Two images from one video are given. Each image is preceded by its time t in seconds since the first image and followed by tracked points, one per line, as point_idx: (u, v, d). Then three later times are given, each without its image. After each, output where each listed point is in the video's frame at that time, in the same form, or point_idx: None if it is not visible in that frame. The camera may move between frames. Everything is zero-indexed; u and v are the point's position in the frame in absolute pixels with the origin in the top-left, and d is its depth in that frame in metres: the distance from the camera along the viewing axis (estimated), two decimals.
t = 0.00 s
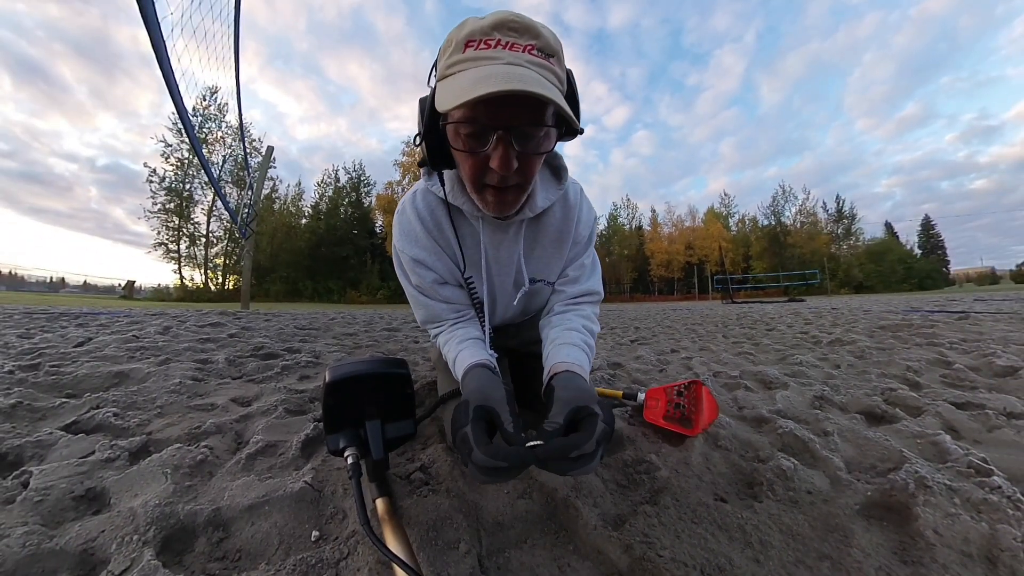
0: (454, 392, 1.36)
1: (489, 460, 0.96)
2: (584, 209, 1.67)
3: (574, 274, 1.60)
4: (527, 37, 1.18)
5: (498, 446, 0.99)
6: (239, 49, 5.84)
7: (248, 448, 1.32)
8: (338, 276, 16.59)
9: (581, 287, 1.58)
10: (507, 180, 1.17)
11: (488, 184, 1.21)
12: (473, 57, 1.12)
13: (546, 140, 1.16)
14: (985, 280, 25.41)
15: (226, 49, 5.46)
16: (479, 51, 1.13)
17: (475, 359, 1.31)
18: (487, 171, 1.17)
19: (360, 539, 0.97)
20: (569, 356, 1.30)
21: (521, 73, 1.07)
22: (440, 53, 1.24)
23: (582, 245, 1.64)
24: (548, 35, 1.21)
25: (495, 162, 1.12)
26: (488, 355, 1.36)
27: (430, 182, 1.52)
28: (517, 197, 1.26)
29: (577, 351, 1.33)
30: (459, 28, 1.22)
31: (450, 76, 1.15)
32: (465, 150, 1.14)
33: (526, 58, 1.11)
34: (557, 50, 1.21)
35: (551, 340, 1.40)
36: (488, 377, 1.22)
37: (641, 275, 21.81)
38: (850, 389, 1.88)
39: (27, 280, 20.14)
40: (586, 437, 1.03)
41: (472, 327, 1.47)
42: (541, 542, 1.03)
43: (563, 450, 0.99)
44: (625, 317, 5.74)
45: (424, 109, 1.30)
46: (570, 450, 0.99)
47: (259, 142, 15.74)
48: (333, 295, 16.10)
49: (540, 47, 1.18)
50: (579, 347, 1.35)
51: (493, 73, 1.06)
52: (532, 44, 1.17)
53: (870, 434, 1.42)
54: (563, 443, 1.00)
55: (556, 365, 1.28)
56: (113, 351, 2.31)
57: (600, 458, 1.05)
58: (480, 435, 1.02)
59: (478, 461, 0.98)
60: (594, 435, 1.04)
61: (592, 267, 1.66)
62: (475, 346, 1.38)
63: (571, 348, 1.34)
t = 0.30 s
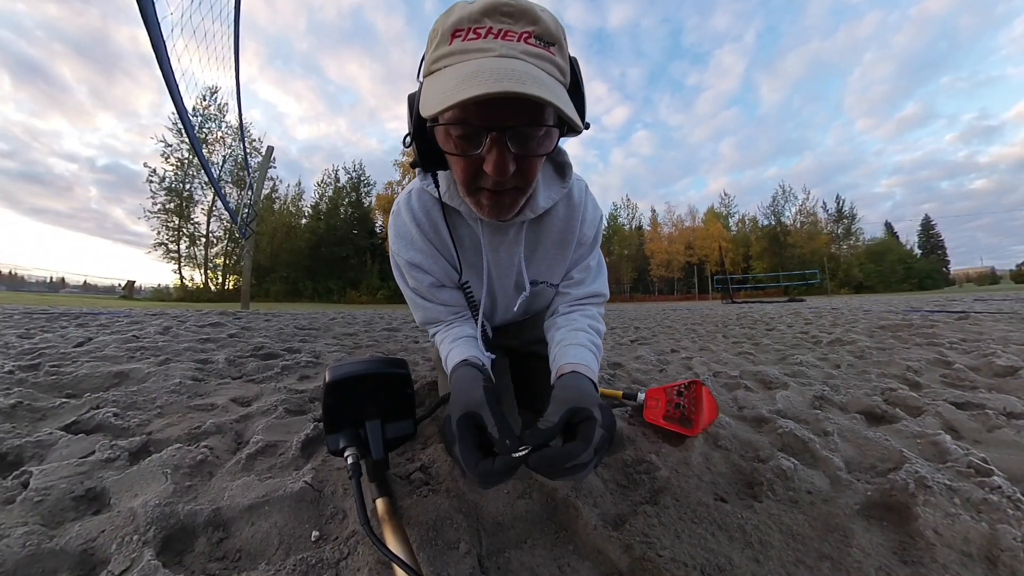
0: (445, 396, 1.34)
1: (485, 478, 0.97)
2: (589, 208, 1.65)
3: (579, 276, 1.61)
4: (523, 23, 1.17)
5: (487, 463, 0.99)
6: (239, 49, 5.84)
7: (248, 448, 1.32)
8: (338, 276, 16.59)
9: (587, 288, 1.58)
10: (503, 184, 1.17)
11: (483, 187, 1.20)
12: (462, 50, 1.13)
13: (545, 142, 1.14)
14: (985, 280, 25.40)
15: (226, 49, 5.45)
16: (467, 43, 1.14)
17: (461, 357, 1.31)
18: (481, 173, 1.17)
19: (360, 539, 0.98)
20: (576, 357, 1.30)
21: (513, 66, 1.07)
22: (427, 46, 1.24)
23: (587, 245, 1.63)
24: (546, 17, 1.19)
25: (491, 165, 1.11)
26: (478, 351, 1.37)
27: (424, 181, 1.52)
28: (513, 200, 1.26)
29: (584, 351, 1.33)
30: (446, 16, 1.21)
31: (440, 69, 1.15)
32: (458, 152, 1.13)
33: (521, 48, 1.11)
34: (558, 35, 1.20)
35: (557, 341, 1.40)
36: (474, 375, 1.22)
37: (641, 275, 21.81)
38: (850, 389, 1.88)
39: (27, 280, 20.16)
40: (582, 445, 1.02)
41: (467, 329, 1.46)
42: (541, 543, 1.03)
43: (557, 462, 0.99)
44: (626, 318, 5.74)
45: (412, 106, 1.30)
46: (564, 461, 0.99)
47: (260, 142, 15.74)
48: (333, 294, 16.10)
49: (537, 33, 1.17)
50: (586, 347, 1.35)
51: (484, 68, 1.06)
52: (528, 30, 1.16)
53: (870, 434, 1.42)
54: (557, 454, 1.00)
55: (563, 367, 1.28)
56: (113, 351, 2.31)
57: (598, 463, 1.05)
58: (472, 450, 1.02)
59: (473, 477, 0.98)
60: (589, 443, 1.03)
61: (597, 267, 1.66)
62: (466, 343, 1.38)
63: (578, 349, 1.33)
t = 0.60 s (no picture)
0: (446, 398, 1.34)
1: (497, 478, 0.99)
2: (593, 212, 1.65)
3: (584, 281, 1.61)
4: (535, 27, 1.15)
5: (497, 465, 1.01)
6: (239, 50, 5.84)
7: (248, 448, 1.32)
8: (338, 276, 16.60)
9: (591, 293, 1.58)
10: (509, 194, 1.17)
11: (489, 195, 1.20)
12: (471, 58, 1.12)
13: (554, 152, 1.15)
14: (985, 280, 25.40)
15: (226, 49, 5.44)
16: (476, 49, 1.12)
17: (461, 358, 1.32)
18: (487, 182, 1.17)
19: (360, 539, 0.98)
20: (586, 366, 1.29)
21: (523, 78, 1.06)
22: (433, 49, 1.22)
23: (591, 250, 1.64)
24: (558, 19, 1.18)
25: (499, 176, 1.11)
26: (477, 352, 1.37)
27: (427, 183, 1.51)
28: (519, 209, 1.26)
29: (594, 360, 1.32)
30: (453, 18, 1.18)
31: (446, 76, 1.14)
32: (464, 161, 1.13)
33: (532, 58, 1.11)
34: (569, 40, 1.19)
35: (565, 350, 1.40)
36: (471, 377, 1.22)
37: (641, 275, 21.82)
38: (850, 389, 1.88)
39: (27, 280, 20.19)
40: (573, 447, 1.02)
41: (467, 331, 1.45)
42: (541, 543, 1.03)
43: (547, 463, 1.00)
44: (625, 318, 5.74)
45: (416, 109, 1.29)
46: (554, 462, 1.00)
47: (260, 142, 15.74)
48: (333, 294, 16.10)
49: (549, 38, 1.16)
50: (596, 355, 1.34)
51: (493, 80, 1.05)
52: (539, 35, 1.14)
53: (870, 434, 1.42)
54: (549, 456, 1.00)
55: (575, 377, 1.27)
56: (113, 351, 2.31)
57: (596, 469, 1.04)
58: (473, 452, 1.04)
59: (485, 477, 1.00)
60: (582, 446, 1.02)
61: (602, 272, 1.66)
62: (465, 345, 1.38)
63: (589, 359, 1.32)
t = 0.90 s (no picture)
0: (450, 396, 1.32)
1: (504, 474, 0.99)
2: (596, 215, 1.65)
3: (585, 282, 1.61)
4: (551, 32, 1.15)
5: (503, 462, 1.01)
6: (239, 50, 5.83)
7: (248, 448, 1.32)
8: (338, 276, 16.60)
9: (592, 296, 1.58)
10: (519, 196, 1.17)
11: (499, 197, 1.20)
12: (488, 59, 1.11)
13: (562, 155, 1.16)
14: (984, 280, 25.39)
15: (226, 49, 5.42)
16: (494, 51, 1.12)
17: (462, 358, 1.32)
18: (498, 183, 1.17)
19: (360, 539, 0.98)
20: (588, 369, 1.29)
21: (541, 82, 1.06)
22: (448, 49, 1.21)
23: (593, 252, 1.64)
24: (573, 26, 1.18)
25: (510, 177, 1.11)
26: (479, 351, 1.37)
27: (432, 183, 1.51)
28: (527, 211, 1.27)
29: (597, 363, 1.32)
30: (471, 20, 1.17)
31: (463, 76, 1.13)
32: (476, 162, 1.13)
33: (549, 62, 1.11)
34: (584, 47, 1.19)
35: (566, 354, 1.39)
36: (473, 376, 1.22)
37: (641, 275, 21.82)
38: (850, 389, 1.87)
39: (28, 280, 20.21)
40: (582, 449, 1.02)
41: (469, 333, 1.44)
42: (541, 543, 1.03)
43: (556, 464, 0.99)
44: (625, 317, 5.74)
45: (428, 108, 1.29)
46: (563, 463, 0.99)
47: (260, 142, 15.74)
48: (333, 294, 16.11)
49: (564, 44, 1.16)
50: (598, 359, 1.34)
51: (513, 82, 1.05)
52: (556, 41, 1.15)
53: (870, 435, 1.42)
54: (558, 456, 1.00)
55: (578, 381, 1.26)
56: (113, 351, 2.31)
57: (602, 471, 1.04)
58: (478, 449, 1.03)
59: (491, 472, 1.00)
60: (591, 447, 1.03)
61: (603, 274, 1.66)
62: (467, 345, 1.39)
63: (589, 362, 1.32)
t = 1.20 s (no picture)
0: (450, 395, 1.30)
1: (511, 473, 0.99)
2: (597, 217, 1.65)
3: (585, 284, 1.61)
4: (557, 33, 1.15)
5: (503, 464, 1.01)
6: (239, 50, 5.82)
7: (248, 448, 1.32)
8: (338, 276, 16.59)
9: (592, 296, 1.58)
10: (521, 195, 1.17)
11: (501, 196, 1.20)
12: (494, 56, 1.11)
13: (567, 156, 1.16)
14: (984, 280, 25.39)
15: (226, 49, 5.41)
16: (500, 48, 1.12)
17: (462, 360, 1.32)
18: (500, 182, 1.17)
19: (360, 539, 0.98)
20: (581, 365, 1.30)
21: (545, 79, 1.06)
22: (454, 48, 1.21)
23: (593, 254, 1.64)
24: (580, 30, 1.18)
25: (513, 176, 1.11)
26: (480, 352, 1.37)
27: (434, 183, 1.51)
28: (529, 212, 1.27)
29: (589, 360, 1.32)
30: (477, 18, 1.17)
31: (468, 73, 1.13)
32: (478, 160, 1.13)
33: (555, 60, 1.11)
34: (590, 49, 1.19)
35: (559, 351, 1.40)
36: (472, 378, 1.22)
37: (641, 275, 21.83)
38: (850, 389, 1.87)
39: (28, 280, 20.23)
40: (580, 434, 1.03)
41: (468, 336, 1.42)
42: (541, 543, 1.03)
43: (557, 453, 0.99)
44: (625, 317, 5.74)
45: (433, 106, 1.29)
46: (564, 450, 1.00)
47: (260, 142, 15.73)
48: (333, 294, 16.11)
49: (571, 45, 1.16)
50: (592, 356, 1.34)
51: (517, 78, 1.05)
52: (562, 42, 1.15)
53: (870, 434, 1.42)
54: (559, 445, 1.00)
55: (567, 375, 1.27)
56: (113, 351, 2.31)
57: (606, 455, 1.05)
58: (478, 453, 1.03)
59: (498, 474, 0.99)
60: (589, 430, 1.04)
61: (603, 276, 1.67)
62: (468, 346, 1.39)
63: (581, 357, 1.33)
